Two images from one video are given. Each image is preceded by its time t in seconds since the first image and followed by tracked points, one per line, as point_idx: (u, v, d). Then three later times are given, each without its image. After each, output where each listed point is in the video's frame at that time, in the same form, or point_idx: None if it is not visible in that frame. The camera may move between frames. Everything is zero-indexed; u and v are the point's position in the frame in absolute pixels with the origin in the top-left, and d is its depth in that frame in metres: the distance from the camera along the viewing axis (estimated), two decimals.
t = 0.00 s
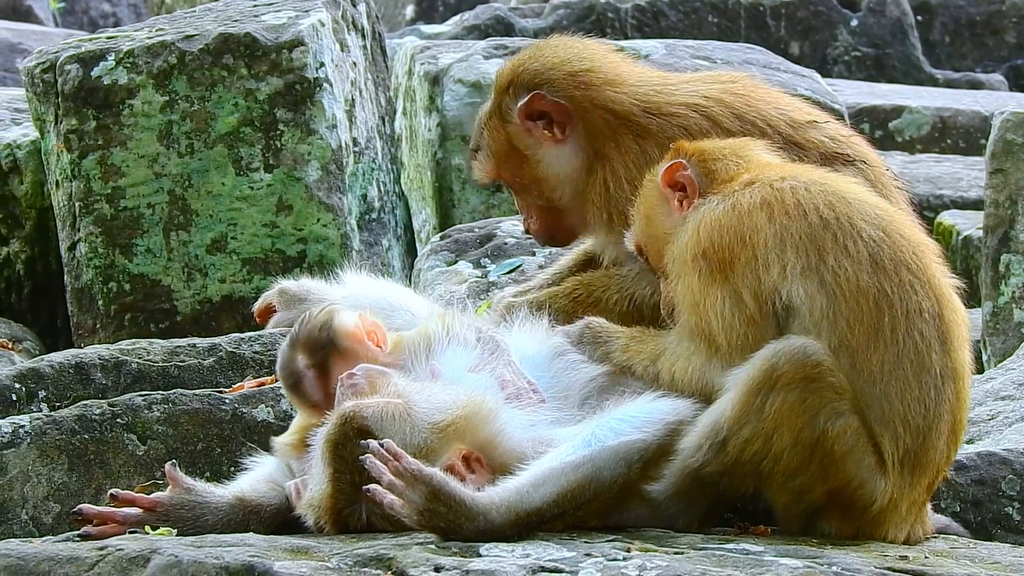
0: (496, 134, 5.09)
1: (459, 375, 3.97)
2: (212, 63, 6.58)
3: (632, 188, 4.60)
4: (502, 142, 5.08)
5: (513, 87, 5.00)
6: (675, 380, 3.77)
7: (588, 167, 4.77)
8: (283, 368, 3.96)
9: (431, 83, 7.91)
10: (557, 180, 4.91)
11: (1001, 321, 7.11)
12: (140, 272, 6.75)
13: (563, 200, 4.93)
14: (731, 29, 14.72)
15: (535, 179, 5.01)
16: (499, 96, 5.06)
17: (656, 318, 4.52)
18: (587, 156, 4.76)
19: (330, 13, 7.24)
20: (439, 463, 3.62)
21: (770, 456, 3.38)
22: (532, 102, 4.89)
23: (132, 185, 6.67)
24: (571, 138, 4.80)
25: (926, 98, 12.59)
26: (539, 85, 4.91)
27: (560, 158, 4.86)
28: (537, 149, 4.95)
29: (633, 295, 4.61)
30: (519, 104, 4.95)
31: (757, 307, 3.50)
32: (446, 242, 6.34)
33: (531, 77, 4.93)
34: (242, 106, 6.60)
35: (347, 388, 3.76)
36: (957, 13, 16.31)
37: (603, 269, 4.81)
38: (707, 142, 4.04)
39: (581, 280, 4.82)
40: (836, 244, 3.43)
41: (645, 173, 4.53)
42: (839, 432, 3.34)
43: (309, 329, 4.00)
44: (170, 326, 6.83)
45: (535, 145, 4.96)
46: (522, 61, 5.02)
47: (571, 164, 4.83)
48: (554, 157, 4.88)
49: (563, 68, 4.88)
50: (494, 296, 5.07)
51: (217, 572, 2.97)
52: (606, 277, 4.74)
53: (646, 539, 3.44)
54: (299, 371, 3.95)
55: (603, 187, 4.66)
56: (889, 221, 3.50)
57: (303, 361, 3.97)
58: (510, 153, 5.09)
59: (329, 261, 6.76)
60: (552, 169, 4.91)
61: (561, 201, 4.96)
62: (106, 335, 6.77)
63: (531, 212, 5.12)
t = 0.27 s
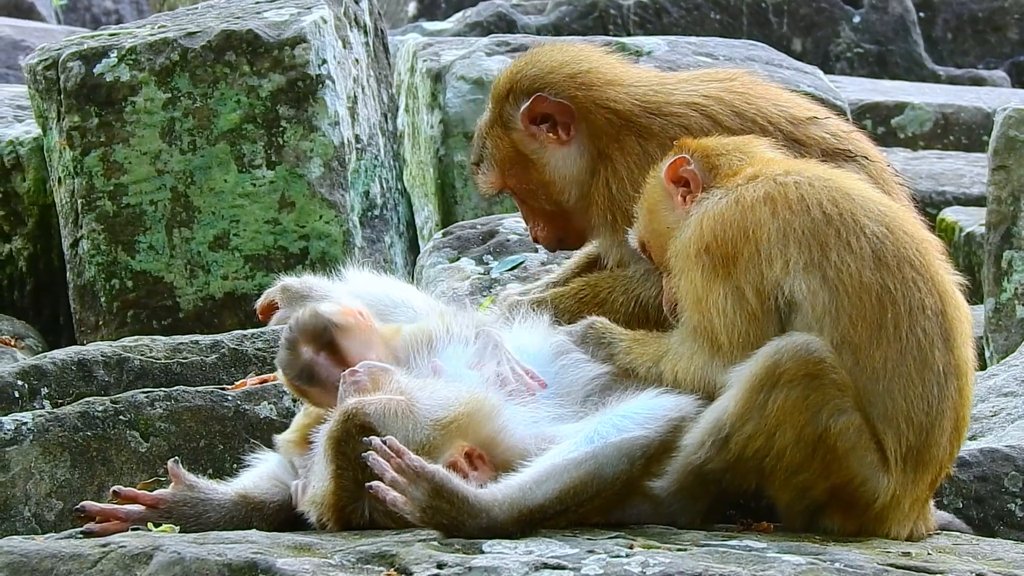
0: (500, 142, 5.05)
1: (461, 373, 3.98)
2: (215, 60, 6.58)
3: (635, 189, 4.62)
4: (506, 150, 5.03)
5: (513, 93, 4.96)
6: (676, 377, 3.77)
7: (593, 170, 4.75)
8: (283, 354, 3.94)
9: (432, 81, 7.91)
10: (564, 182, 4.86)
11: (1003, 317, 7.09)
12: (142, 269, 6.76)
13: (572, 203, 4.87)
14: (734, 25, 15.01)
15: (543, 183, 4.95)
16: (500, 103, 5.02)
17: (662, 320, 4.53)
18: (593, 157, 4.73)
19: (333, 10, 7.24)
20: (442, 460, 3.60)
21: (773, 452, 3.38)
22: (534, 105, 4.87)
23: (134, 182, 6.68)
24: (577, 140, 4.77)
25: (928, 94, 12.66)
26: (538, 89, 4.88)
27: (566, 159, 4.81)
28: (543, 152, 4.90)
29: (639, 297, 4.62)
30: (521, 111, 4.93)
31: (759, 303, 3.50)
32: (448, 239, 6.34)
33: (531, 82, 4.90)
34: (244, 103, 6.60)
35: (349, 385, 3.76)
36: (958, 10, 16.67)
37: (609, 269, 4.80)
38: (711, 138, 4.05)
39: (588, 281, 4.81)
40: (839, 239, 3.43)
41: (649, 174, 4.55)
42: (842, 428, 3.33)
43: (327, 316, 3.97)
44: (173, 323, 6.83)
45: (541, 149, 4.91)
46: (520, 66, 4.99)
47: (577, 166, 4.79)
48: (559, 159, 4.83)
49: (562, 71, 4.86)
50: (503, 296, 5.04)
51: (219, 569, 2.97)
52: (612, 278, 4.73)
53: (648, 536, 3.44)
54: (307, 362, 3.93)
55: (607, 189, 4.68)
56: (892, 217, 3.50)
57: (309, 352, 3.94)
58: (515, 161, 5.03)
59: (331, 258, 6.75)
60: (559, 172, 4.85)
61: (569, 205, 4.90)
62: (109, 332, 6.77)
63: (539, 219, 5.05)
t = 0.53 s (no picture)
0: (501, 150, 5.05)
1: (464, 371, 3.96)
2: (219, 60, 6.58)
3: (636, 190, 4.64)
4: (507, 157, 5.03)
5: (512, 100, 4.98)
6: (679, 377, 3.77)
7: (595, 173, 4.76)
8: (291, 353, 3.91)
9: (436, 81, 7.89)
10: (564, 186, 4.86)
11: (1007, 318, 7.07)
12: (146, 269, 6.75)
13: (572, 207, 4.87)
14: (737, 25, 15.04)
15: (546, 190, 4.94)
16: (499, 110, 5.04)
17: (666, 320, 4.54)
18: (594, 160, 4.74)
19: (336, 10, 7.25)
20: (445, 461, 3.60)
21: (776, 452, 3.37)
22: (533, 110, 4.90)
23: (137, 182, 6.67)
24: (577, 143, 4.79)
25: (931, 94, 12.70)
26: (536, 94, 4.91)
27: (566, 163, 4.82)
28: (544, 158, 4.90)
29: (642, 298, 4.63)
30: (520, 116, 4.95)
31: (762, 302, 3.50)
32: (452, 239, 6.34)
33: (529, 88, 4.92)
34: (248, 103, 6.61)
35: (353, 385, 3.75)
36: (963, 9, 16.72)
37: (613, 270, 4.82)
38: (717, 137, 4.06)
39: (592, 284, 4.85)
40: (842, 239, 3.43)
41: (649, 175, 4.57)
42: (845, 428, 3.33)
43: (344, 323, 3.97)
44: (176, 323, 6.83)
45: (541, 155, 4.92)
46: (519, 74, 5.01)
47: (578, 170, 4.80)
48: (560, 165, 4.84)
49: (560, 76, 4.88)
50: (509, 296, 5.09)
51: (224, 569, 2.96)
52: (615, 280, 4.76)
53: (652, 536, 3.44)
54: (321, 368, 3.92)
55: (608, 191, 4.69)
56: (895, 217, 3.49)
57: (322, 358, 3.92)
58: (516, 167, 5.04)
59: (336, 258, 6.75)
60: (560, 176, 4.86)
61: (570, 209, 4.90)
62: (112, 332, 6.77)
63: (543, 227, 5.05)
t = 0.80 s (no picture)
0: (501, 155, 5.06)
1: (468, 369, 3.96)
2: (222, 58, 6.58)
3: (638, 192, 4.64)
4: (507, 162, 5.04)
5: (511, 105, 5.00)
6: (691, 376, 3.77)
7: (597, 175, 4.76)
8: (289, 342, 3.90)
9: (439, 78, 7.89)
10: (567, 190, 4.86)
11: (1010, 316, 7.05)
12: (149, 266, 6.76)
13: (576, 210, 4.87)
14: (742, 23, 15.24)
15: (547, 194, 4.94)
16: (498, 116, 5.05)
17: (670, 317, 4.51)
18: (596, 163, 4.74)
19: (339, 8, 7.25)
20: (448, 459, 3.61)
21: (779, 448, 3.37)
22: (532, 113, 4.91)
23: (140, 179, 6.67)
24: (577, 146, 4.79)
25: (934, 94, 12.73)
26: (535, 98, 4.92)
27: (567, 166, 4.83)
28: (544, 162, 4.91)
29: (645, 295, 4.59)
30: (520, 121, 4.96)
31: (768, 298, 3.50)
32: (455, 237, 6.35)
33: (527, 93, 4.93)
34: (251, 101, 6.61)
35: (356, 383, 3.74)
36: (966, 8, 17.29)
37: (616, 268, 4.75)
38: (725, 133, 4.06)
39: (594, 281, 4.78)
40: (847, 236, 3.43)
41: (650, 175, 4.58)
42: (848, 425, 3.33)
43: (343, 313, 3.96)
44: (180, 321, 6.84)
45: (541, 159, 4.92)
46: (518, 79, 5.03)
47: (580, 172, 4.80)
48: (561, 167, 4.85)
49: (558, 80, 4.88)
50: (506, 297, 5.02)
51: (226, 567, 2.96)
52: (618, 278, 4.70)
53: (655, 533, 3.44)
54: (319, 354, 3.91)
55: (611, 194, 4.69)
56: (901, 215, 3.50)
57: (321, 344, 3.92)
58: (518, 172, 5.04)
59: (339, 256, 6.73)
60: (562, 180, 4.86)
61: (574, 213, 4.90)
62: (116, 330, 6.79)
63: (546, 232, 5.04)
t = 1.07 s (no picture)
0: (502, 154, 5.03)
1: (469, 369, 3.96)
2: (224, 58, 6.58)
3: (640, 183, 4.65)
4: (508, 161, 5.01)
5: (513, 104, 4.99)
6: (693, 375, 3.77)
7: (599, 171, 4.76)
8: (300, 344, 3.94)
9: (442, 79, 7.89)
10: (569, 188, 4.85)
11: (1012, 316, 7.04)
12: (151, 267, 6.76)
13: (577, 209, 4.87)
14: (744, 24, 15.37)
15: (548, 192, 4.92)
16: (500, 115, 5.04)
17: (656, 297, 4.50)
18: (597, 157, 4.75)
19: (341, 8, 7.25)
20: (450, 459, 3.61)
21: (781, 449, 3.37)
22: (533, 112, 4.91)
23: (143, 180, 6.67)
24: (578, 144, 4.80)
25: (936, 94, 12.74)
26: (536, 97, 4.93)
27: (568, 164, 4.83)
28: (546, 161, 4.89)
29: (629, 272, 4.58)
30: (521, 119, 4.95)
31: (770, 298, 3.50)
32: (457, 237, 6.36)
33: (529, 91, 4.94)
34: (253, 102, 6.60)
35: (358, 384, 3.75)
36: (968, 9, 17.32)
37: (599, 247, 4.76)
38: (728, 133, 4.06)
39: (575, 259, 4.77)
40: (849, 237, 3.44)
41: (652, 166, 4.60)
42: (849, 426, 3.33)
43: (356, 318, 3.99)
44: (181, 322, 6.84)
45: (542, 158, 4.91)
46: (519, 79, 5.04)
47: (581, 171, 4.80)
48: (563, 166, 4.84)
49: (558, 79, 4.92)
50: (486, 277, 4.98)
51: (228, 568, 2.96)
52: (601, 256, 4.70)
53: (657, 534, 3.43)
54: (319, 376, 3.90)
55: (612, 186, 4.68)
56: (903, 216, 3.50)
57: (322, 365, 3.90)
58: (519, 172, 5.00)
59: (341, 257, 6.73)
60: (564, 178, 4.85)
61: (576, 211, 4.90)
62: (118, 331, 6.79)
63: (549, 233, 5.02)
